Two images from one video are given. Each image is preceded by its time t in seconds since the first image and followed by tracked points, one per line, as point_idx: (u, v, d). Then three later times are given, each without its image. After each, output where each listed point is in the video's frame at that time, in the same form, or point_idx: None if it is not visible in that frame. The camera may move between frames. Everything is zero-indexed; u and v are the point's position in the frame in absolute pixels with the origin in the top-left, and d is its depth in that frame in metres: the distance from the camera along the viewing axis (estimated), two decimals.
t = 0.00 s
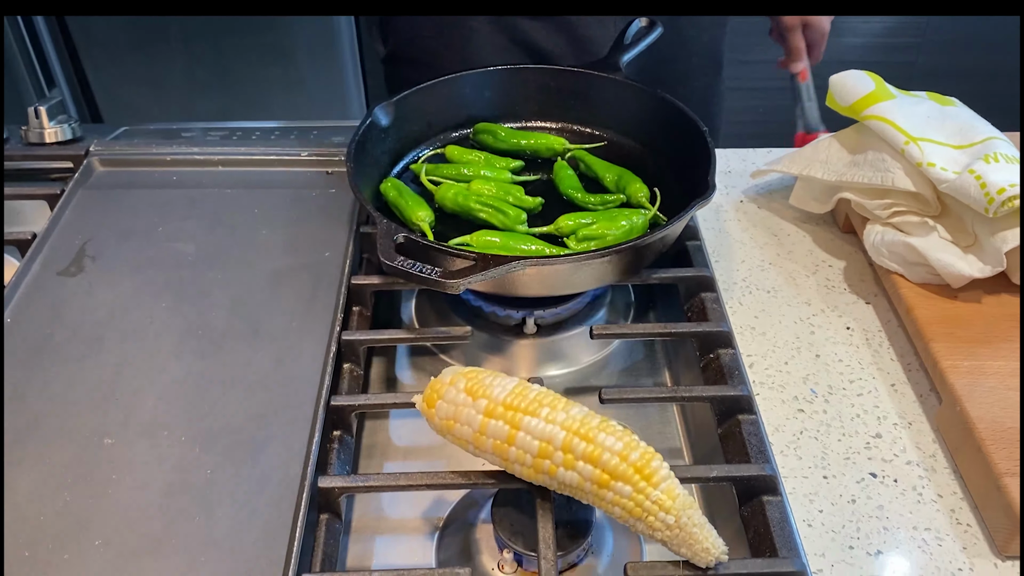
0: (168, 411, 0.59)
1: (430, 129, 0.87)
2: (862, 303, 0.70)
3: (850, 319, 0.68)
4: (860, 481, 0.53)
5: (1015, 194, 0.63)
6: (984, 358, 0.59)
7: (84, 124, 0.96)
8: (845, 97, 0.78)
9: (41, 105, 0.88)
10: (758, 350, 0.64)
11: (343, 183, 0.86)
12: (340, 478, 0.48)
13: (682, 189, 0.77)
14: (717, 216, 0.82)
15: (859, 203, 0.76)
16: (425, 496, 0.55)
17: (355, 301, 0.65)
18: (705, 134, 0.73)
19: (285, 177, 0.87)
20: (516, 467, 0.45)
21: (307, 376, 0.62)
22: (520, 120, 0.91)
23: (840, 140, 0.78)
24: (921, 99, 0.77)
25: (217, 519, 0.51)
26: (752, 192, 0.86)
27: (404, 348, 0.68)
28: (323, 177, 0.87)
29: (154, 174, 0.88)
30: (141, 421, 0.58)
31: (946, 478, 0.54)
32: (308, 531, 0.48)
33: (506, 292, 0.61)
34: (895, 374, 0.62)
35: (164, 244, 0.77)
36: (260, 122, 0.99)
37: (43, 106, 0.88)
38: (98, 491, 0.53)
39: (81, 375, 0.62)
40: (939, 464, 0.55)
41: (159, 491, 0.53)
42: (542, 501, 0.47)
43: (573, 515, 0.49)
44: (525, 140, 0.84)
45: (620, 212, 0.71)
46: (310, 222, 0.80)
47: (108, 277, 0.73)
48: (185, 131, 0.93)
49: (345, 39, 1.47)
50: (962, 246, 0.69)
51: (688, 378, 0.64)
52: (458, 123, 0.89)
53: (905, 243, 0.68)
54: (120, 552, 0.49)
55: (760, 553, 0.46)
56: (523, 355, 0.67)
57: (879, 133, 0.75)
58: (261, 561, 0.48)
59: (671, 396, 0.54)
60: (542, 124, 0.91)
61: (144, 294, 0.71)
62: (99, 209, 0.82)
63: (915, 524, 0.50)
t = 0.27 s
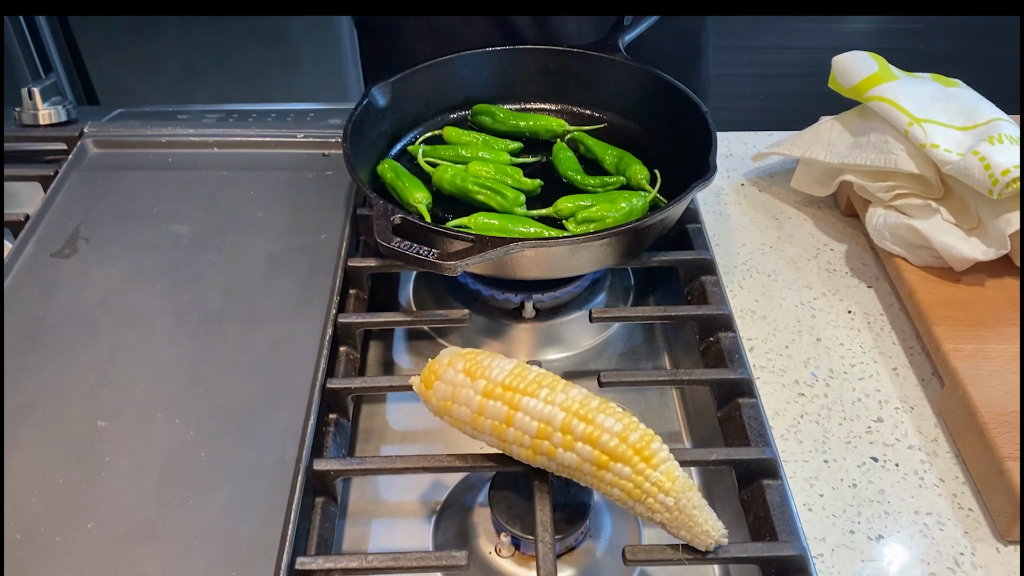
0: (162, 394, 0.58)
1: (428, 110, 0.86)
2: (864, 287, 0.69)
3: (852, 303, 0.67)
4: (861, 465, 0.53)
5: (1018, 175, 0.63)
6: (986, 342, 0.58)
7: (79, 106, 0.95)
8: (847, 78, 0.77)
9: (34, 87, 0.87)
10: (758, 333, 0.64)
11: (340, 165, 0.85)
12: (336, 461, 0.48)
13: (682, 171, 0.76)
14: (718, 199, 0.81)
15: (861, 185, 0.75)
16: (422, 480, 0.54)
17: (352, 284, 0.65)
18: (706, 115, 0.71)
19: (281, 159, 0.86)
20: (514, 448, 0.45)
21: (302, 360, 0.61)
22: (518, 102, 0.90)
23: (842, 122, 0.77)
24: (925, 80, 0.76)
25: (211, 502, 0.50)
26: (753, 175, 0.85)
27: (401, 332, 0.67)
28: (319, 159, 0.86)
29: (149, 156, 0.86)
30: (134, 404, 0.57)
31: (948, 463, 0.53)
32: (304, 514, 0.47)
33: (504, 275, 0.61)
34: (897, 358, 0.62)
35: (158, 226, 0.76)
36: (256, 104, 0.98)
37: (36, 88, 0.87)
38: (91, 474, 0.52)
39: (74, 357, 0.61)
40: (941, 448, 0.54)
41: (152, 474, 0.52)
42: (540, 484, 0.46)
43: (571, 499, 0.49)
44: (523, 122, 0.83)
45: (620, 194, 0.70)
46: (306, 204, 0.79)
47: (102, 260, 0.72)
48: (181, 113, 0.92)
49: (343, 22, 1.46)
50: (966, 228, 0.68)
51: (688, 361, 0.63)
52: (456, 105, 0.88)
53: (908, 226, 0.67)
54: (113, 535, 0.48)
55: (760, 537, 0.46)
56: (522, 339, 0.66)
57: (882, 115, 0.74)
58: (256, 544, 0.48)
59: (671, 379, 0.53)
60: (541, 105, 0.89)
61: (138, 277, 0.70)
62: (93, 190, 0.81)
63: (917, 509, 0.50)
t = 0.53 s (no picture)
0: (156, 381, 0.57)
1: (427, 93, 0.84)
2: (868, 274, 0.68)
3: (855, 290, 0.67)
4: (864, 454, 0.52)
5: None
6: (992, 329, 0.58)
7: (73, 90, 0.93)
8: (852, 62, 0.75)
9: (27, 69, 0.85)
10: (761, 320, 0.63)
11: (337, 149, 0.83)
12: (333, 448, 0.47)
13: (684, 155, 0.75)
14: (720, 184, 0.80)
15: (866, 170, 0.73)
16: (420, 469, 0.53)
17: (349, 269, 0.63)
18: (709, 98, 0.70)
19: (278, 143, 0.84)
20: (514, 435, 0.44)
21: (299, 347, 0.60)
22: (518, 85, 0.88)
23: (846, 105, 0.76)
24: (931, 63, 0.74)
25: (206, 490, 0.50)
26: (756, 160, 0.84)
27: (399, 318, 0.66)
28: (316, 143, 0.84)
29: (144, 139, 0.85)
30: (128, 391, 0.57)
31: (952, 451, 0.52)
32: (299, 502, 0.47)
33: (503, 260, 0.60)
34: (901, 346, 0.61)
35: (153, 210, 0.75)
36: (253, 87, 0.96)
37: (30, 70, 0.85)
38: (84, 461, 0.52)
39: (67, 343, 0.61)
40: (945, 437, 0.54)
41: (146, 462, 0.52)
42: (539, 473, 0.46)
43: (570, 488, 0.48)
44: (523, 105, 0.81)
45: (621, 179, 0.69)
46: (303, 189, 0.78)
47: (95, 244, 0.71)
48: (176, 97, 0.90)
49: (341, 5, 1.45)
50: (971, 214, 0.67)
51: (689, 349, 0.63)
52: (455, 87, 0.86)
53: (913, 211, 0.66)
54: (106, 524, 0.48)
55: (762, 527, 0.46)
56: (521, 326, 0.65)
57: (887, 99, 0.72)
58: (251, 533, 0.47)
59: (672, 366, 0.52)
60: (541, 88, 0.88)
61: (132, 262, 0.69)
62: (86, 174, 0.80)
63: (920, 498, 0.49)
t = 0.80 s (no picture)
0: (149, 373, 0.57)
1: (424, 80, 0.83)
2: (872, 264, 0.68)
3: (859, 280, 0.66)
4: (867, 448, 0.51)
5: None
6: (998, 321, 0.57)
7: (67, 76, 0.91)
8: (858, 49, 0.74)
9: (20, 54, 0.83)
10: (763, 312, 0.62)
11: (333, 137, 0.82)
12: (328, 442, 0.46)
13: (686, 144, 0.74)
14: (722, 173, 0.79)
15: (870, 158, 0.72)
16: (417, 461, 0.53)
17: (346, 260, 0.62)
18: (712, 86, 0.69)
19: (274, 130, 0.83)
20: (512, 429, 0.43)
21: (294, 338, 0.59)
22: (518, 72, 0.87)
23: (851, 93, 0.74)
24: (937, 50, 0.73)
25: (199, 484, 0.49)
26: (758, 149, 0.83)
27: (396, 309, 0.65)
28: (312, 131, 0.83)
29: (138, 126, 0.84)
30: (121, 383, 0.56)
31: (957, 445, 0.52)
32: (295, 495, 0.47)
33: (502, 250, 0.59)
34: (905, 338, 0.60)
35: (147, 198, 0.74)
36: (249, 74, 0.94)
37: (22, 55, 0.83)
38: (76, 454, 0.51)
39: (59, 334, 0.60)
40: (950, 430, 0.53)
41: (139, 455, 0.51)
42: (538, 467, 0.45)
43: (569, 482, 0.48)
44: (523, 92, 0.80)
45: (622, 167, 0.68)
46: (299, 177, 0.76)
47: (88, 233, 0.70)
48: (171, 83, 0.89)
49: None
50: (978, 204, 0.65)
51: (691, 341, 0.62)
52: (453, 74, 0.85)
53: (918, 201, 0.65)
54: (98, 517, 0.47)
55: (764, 522, 0.45)
56: (520, 317, 0.64)
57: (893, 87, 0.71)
58: (245, 527, 0.47)
59: (673, 359, 0.52)
60: (540, 75, 0.87)
61: (125, 251, 0.68)
62: (80, 161, 0.78)
63: (924, 492, 0.49)
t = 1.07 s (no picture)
0: (142, 364, 0.56)
1: (423, 65, 0.81)
2: (878, 254, 0.66)
3: (865, 270, 0.65)
4: (873, 441, 0.50)
5: None
6: (1007, 312, 0.56)
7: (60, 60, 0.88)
8: (864, 34, 0.72)
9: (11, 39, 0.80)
10: (768, 302, 0.61)
11: (331, 124, 0.81)
12: (325, 435, 0.45)
13: (689, 131, 0.72)
14: (726, 160, 0.78)
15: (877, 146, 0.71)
16: (415, 454, 0.52)
17: (343, 249, 0.61)
18: (716, 72, 0.67)
19: (270, 117, 0.82)
20: (512, 423, 0.42)
21: (291, 329, 0.59)
22: (518, 57, 0.85)
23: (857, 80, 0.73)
24: (946, 36, 0.71)
25: (193, 477, 0.48)
26: (763, 136, 0.81)
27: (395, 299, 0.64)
28: (309, 117, 0.82)
29: (133, 113, 0.82)
30: (114, 374, 0.55)
31: (964, 438, 0.51)
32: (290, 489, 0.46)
33: (501, 240, 0.58)
34: (912, 329, 0.59)
35: (141, 186, 0.73)
36: (245, 59, 0.93)
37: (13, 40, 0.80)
38: (68, 447, 0.50)
39: (51, 324, 0.59)
40: (957, 424, 0.52)
41: (131, 447, 0.50)
42: (539, 461, 0.44)
43: (570, 476, 0.47)
44: (524, 78, 0.78)
45: (624, 155, 0.67)
46: (295, 165, 0.75)
47: (81, 221, 0.69)
48: (166, 69, 0.87)
49: None
50: (987, 192, 0.64)
51: (693, 332, 0.61)
52: (452, 59, 0.83)
53: (926, 190, 0.64)
54: (91, 511, 0.47)
55: (768, 517, 0.44)
56: (520, 307, 0.63)
57: (900, 73, 0.70)
58: (239, 522, 0.46)
59: (676, 351, 0.51)
60: (541, 60, 0.85)
61: (118, 240, 0.67)
62: (72, 148, 0.77)
63: (930, 487, 0.48)
